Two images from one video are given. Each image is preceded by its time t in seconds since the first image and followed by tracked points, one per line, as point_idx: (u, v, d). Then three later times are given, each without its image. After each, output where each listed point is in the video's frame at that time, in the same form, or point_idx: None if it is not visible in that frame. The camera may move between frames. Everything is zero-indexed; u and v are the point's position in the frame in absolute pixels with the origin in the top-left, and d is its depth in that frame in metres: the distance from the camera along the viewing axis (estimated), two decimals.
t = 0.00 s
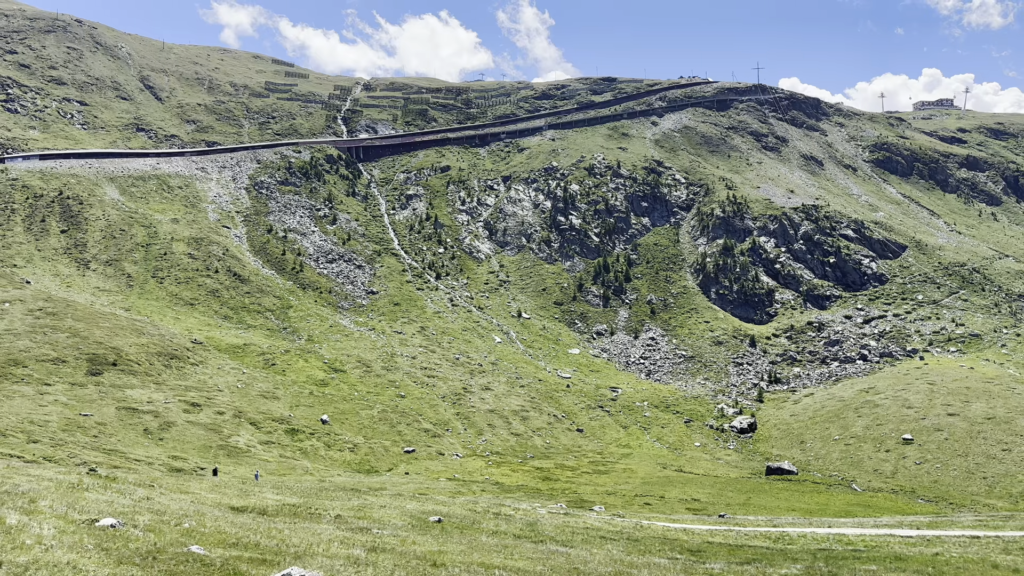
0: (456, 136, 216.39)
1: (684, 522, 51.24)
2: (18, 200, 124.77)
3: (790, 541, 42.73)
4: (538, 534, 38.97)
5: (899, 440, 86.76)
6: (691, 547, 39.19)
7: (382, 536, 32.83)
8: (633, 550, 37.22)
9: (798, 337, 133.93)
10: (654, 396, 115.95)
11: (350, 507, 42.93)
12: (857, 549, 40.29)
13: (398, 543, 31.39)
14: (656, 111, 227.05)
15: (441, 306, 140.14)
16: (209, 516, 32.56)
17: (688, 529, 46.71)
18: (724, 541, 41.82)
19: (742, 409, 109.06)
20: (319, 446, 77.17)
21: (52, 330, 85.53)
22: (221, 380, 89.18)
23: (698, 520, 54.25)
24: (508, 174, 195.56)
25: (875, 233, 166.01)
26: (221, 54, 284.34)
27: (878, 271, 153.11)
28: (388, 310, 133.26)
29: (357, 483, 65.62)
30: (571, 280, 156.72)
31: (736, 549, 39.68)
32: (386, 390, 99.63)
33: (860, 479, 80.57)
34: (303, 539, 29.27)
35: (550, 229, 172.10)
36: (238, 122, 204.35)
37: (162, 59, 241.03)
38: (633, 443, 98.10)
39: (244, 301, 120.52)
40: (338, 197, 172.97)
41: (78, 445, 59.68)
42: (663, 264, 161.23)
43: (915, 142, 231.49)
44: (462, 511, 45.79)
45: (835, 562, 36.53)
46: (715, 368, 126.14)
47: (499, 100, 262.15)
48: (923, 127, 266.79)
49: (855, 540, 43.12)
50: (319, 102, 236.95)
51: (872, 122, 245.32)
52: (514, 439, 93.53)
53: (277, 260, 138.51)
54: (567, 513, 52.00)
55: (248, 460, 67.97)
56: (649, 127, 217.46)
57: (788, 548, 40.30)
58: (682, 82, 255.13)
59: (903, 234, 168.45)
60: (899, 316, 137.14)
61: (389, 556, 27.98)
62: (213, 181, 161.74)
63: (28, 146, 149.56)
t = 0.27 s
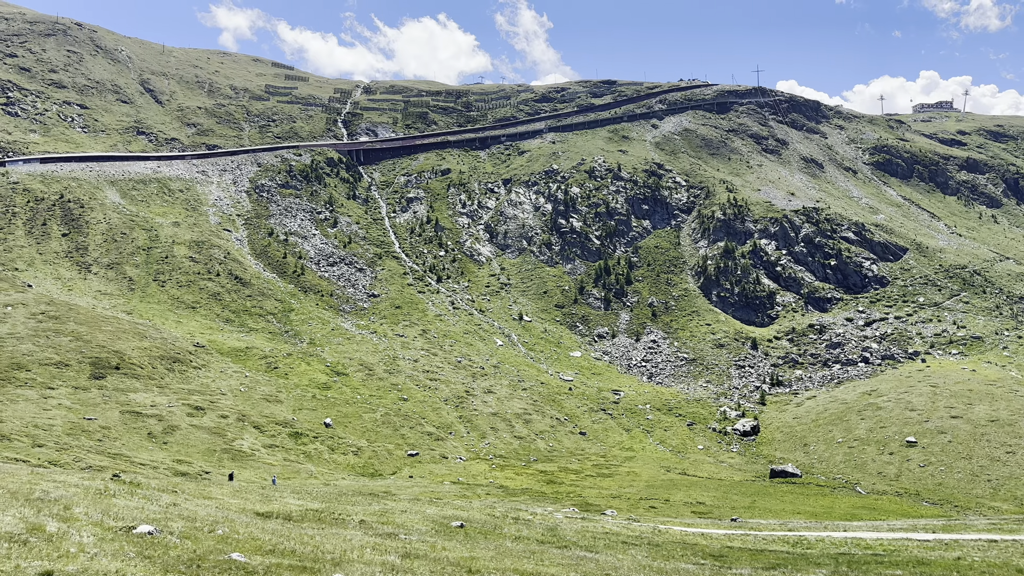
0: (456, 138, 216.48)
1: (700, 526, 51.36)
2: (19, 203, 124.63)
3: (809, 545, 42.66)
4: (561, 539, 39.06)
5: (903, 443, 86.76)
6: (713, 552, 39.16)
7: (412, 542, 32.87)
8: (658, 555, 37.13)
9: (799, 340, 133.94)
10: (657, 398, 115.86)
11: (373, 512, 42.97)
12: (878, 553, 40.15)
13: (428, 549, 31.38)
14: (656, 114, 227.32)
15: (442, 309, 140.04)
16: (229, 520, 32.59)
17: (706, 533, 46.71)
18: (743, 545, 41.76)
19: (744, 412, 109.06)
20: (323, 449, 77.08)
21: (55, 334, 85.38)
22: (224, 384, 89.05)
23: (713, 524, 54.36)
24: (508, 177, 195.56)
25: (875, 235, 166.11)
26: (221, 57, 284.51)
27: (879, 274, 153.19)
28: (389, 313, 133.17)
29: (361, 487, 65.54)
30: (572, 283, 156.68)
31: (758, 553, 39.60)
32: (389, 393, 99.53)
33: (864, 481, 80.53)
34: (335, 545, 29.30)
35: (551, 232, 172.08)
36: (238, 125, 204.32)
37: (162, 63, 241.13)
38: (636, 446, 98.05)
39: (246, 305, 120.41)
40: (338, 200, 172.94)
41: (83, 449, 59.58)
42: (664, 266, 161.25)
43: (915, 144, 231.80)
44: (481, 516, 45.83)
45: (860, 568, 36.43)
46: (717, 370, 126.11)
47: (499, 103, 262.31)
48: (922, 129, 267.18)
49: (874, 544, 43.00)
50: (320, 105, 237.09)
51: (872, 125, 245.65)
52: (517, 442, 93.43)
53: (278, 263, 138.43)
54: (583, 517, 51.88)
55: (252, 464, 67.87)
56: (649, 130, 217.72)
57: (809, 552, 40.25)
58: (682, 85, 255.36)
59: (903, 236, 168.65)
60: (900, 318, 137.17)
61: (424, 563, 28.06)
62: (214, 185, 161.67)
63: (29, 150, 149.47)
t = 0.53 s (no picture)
0: (457, 141, 216.52)
1: (716, 530, 51.42)
2: (21, 206, 124.59)
3: (828, 549, 42.62)
4: (584, 544, 39.02)
5: (908, 445, 86.70)
6: (737, 556, 39.10)
7: (443, 547, 32.90)
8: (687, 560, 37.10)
9: (802, 342, 133.88)
10: (660, 401, 115.78)
11: (396, 516, 43.13)
12: (900, 557, 39.97)
13: (460, 555, 31.37)
14: (658, 116, 227.44)
15: (445, 311, 139.98)
16: (250, 524, 32.65)
17: (726, 537, 46.60)
18: (764, 549, 41.72)
19: (748, 414, 109.01)
20: (328, 452, 77.02)
21: (60, 337, 85.31)
22: (228, 386, 89.01)
23: (728, 527, 54.36)
24: (510, 179, 195.48)
25: (878, 237, 166.12)
26: (222, 60, 284.60)
27: (881, 275, 153.23)
28: (392, 316, 133.10)
29: (367, 490, 65.52)
30: (574, 285, 156.66)
31: (781, 558, 39.52)
32: (393, 396, 99.45)
33: (870, 484, 80.52)
34: (370, 551, 29.34)
35: (553, 234, 172.04)
36: (240, 128, 204.44)
37: (164, 65, 241.22)
38: (640, 448, 98.02)
39: (249, 307, 120.39)
40: (340, 202, 172.95)
41: (89, 452, 59.50)
42: (666, 268, 161.20)
43: (916, 146, 231.91)
44: (504, 520, 45.89)
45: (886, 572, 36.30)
46: (720, 372, 126.05)
47: (501, 105, 262.47)
48: (924, 131, 267.44)
49: (894, 547, 42.93)
50: (321, 108, 237.20)
51: (873, 126, 245.75)
52: (521, 445, 93.39)
53: (281, 266, 138.38)
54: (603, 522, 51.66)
55: (258, 467, 67.83)
56: (650, 132, 217.81)
57: (832, 556, 40.21)
58: (683, 87, 255.41)
59: (905, 238, 168.70)
60: (903, 320, 137.14)
61: (459, 568, 28.17)
62: (216, 187, 161.65)
63: (31, 153, 149.43)
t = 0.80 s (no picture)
0: (459, 143, 216.57)
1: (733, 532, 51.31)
2: (25, 209, 124.61)
3: (850, 551, 42.54)
4: (609, 548, 38.92)
5: (914, 446, 86.60)
6: (762, 559, 39.03)
7: (475, 551, 32.90)
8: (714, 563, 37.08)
9: (806, 343, 133.77)
10: (665, 402, 115.69)
11: (421, 520, 43.26)
12: (923, 560, 39.83)
13: (494, 559, 31.30)
14: (660, 117, 227.50)
15: (448, 313, 139.95)
16: (272, 527, 32.66)
17: (745, 540, 46.44)
18: (786, 552, 41.66)
19: (753, 415, 108.92)
20: (334, 454, 76.99)
21: (65, 340, 85.30)
22: (233, 389, 88.98)
23: (746, 530, 54.23)
24: (512, 181, 195.48)
25: (880, 238, 166.03)
26: (224, 62, 284.72)
27: (884, 276, 153.18)
28: (396, 318, 133.01)
29: (375, 493, 65.43)
30: (577, 286, 156.59)
31: (805, 561, 39.44)
32: (398, 398, 99.39)
33: (876, 485, 80.42)
34: (405, 556, 29.25)
35: (555, 235, 171.99)
36: (242, 130, 204.57)
37: (166, 68, 241.40)
38: (645, 450, 97.96)
39: (253, 310, 120.33)
40: (343, 204, 172.97)
41: (96, 455, 59.41)
42: (669, 270, 161.13)
43: (918, 146, 231.95)
44: (526, 524, 45.88)
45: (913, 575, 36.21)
46: (724, 373, 125.95)
47: (502, 107, 262.59)
48: (925, 131, 267.60)
49: (916, 549, 42.85)
50: (323, 110, 237.31)
51: (875, 127, 245.74)
52: (526, 446, 93.31)
53: (284, 268, 138.36)
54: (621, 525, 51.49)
55: (265, 470, 67.79)
56: (652, 133, 217.88)
57: (854, 559, 40.12)
58: (684, 88, 255.44)
59: (908, 238, 168.65)
60: (907, 321, 137.06)
61: (495, 573, 28.09)
62: (219, 190, 161.67)
63: (34, 156, 149.41)
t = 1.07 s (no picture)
0: (461, 144, 216.62)
1: (751, 534, 51.18)
2: (28, 211, 124.58)
3: (872, 552, 42.55)
4: (635, 550, 38.96)
5: (919, 445, 86.55)
6: (786, 561, 39.08)
7: (508, 555, 32.90)
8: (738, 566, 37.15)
9: (809, 342, 133.70)
10: (669, 403, 115.63)
11: (445, 523, 43.31)
12: (946, 561, 39.72)
13: (529, 563, 31.24)
14: (661, 117, 227.58)
15: (451, 314, 139.91)
16: (303, 531, 32.73)
17: (765, 541, 46.45)
18: (807, 553, 41.71)
19: (758, 416, 108.88)
20: (340, 456, 76.97)
21: (70, 342, 85.26)
22: (238, 391, 88.95)
23: (767, 531, 54.09)
24: (514, 182, 195.50)
25: (883, 237, 165.96)
26: (225, 64, 284.80)
27: (887, 276, 153.18)
28: (399, 319, 132.96)
29: (382, 494, 65.37)
30: (580, 287, 156.54)
31: (829, 562, 39.50)
32: (402, 399, 99.33)
33: (882, 485, 80.39)
34: (441, 560, 29.29)
35: (558, 236, 171.96)
36: (243, 132, 204.65)
37: (167, 70, 241.47)
38: (650, 450, 97.94)
39: (256, 312, 120.27)
40: (345, 206, 172.97)
41: (104, 458, 59.41)
42: (672, 270, 161.07)
43: (920, 146, 231.99)
44: (548, 526, 45.87)
45: None
46: (728, 374, 125.90)
47: (504, 108, 262.66)
48: (926, 131, 267.69)
49: (937, 550, 42.87)
50: (324, 111, 237.41)
51: (877, 127, 245.75)
52: (531, 448, 93.24)
53: (287, 270, 138.31)
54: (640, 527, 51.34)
55: (271, 472, 67.78)
56: (654, 134, 217.96)
57: (877, 560, 40.14)
58: (686, 89, 255.48)
59: (911, 238, 168.63)
60: (910, 320, 137.01)
61: None
62: (221, 192, 161.68)
63: (36, 158, 149.40)
